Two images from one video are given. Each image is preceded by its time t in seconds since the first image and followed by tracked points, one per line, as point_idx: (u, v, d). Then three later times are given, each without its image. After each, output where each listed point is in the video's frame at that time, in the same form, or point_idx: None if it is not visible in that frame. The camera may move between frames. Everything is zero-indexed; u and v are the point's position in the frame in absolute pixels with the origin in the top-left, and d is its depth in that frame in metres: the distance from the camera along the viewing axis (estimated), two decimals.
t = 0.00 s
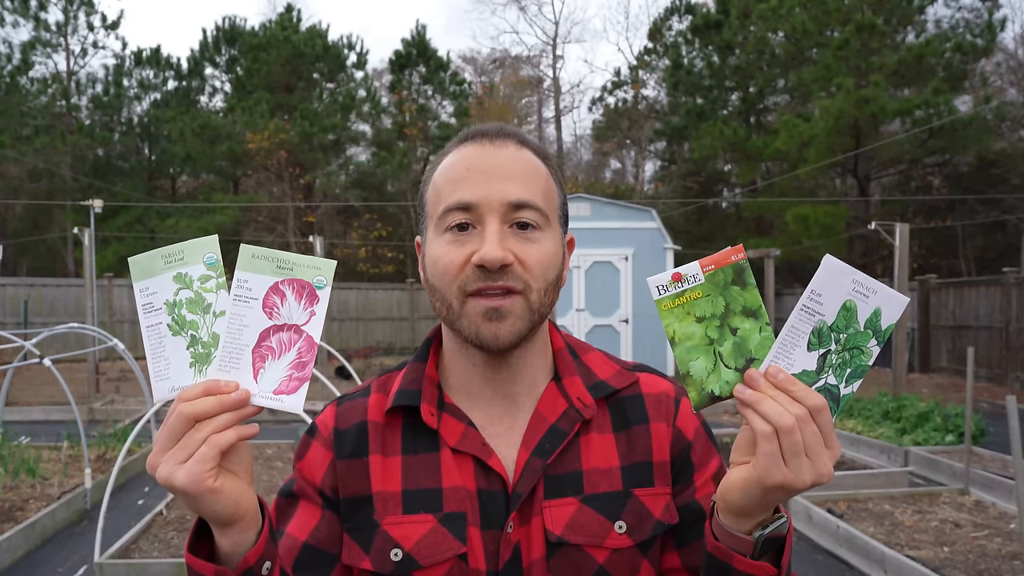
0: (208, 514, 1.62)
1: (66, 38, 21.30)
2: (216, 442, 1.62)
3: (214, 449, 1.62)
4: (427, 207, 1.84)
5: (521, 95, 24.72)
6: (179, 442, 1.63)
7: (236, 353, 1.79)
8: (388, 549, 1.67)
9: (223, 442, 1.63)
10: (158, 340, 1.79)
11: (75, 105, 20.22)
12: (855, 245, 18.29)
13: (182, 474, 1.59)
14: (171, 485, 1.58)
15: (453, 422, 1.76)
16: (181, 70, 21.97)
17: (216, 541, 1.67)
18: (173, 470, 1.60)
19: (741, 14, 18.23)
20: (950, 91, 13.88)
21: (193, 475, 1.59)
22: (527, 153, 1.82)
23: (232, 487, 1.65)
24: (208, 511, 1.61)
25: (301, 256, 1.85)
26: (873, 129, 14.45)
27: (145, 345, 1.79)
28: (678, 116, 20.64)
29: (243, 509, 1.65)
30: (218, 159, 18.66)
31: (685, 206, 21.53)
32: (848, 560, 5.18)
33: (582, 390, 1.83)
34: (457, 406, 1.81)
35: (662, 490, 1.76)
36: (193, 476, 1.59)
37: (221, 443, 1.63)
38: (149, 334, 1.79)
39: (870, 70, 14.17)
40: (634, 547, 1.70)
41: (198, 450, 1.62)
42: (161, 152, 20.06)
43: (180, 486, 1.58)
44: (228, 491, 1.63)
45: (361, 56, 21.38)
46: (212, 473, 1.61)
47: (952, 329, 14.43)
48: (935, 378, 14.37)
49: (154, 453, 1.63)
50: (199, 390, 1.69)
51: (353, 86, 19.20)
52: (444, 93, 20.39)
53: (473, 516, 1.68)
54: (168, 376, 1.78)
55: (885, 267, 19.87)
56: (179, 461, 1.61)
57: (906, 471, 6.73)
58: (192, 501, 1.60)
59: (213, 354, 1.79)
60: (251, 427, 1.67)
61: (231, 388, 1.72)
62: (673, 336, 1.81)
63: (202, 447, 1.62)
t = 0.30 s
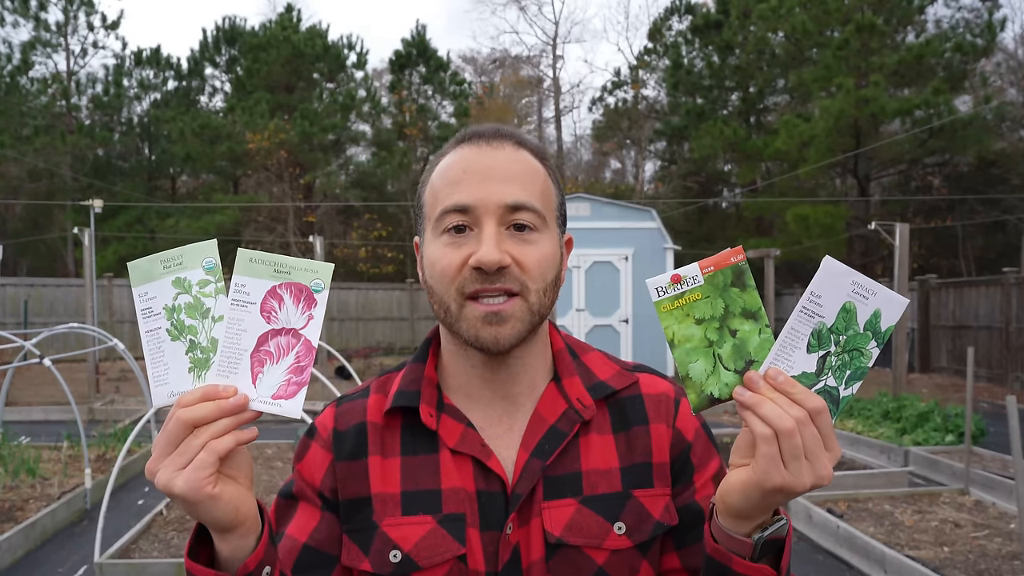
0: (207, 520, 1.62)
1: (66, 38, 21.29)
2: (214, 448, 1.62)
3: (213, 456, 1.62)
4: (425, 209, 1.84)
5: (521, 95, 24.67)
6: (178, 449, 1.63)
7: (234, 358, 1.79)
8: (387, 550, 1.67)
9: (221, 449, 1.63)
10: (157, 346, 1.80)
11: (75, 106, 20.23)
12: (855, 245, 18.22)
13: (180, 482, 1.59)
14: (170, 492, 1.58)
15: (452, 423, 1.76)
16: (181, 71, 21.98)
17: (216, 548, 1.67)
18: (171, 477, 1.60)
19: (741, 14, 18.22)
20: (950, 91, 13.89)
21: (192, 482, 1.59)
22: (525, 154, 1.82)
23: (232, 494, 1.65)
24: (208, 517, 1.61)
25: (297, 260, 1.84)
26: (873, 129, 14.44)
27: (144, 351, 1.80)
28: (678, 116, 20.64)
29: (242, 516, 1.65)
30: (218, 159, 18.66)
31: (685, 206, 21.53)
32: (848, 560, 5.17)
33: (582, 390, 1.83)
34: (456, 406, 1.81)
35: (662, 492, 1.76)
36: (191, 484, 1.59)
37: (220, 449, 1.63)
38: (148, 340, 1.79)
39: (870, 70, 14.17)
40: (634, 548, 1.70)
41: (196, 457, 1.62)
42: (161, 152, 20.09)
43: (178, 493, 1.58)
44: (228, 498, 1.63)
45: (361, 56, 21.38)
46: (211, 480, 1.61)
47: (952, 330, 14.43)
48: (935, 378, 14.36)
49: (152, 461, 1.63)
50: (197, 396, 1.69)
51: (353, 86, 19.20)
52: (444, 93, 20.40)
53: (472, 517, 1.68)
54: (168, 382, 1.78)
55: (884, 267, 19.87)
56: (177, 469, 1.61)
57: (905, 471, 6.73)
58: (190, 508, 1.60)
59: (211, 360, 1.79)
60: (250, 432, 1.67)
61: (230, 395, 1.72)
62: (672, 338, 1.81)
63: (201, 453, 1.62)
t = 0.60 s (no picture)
0: (207, 521, 1.62)
1: (66, 38, 21.29)
2: (215, 450, 1.62)
3: (213, 457, 1.61)
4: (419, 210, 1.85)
5: (521, 95, 24.61)
6: (178, 451, 1.63)
7: (234, 359, 1.78)
8: (387, 552, 1.67)
9: (222, 450, 1.63)
10: (158, 347, 1.79)
11: (75, 106, 20.24)
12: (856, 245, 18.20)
13: (181, 484, 1.58)
14: (170, 494, 1.58)
15: (452, 424, 1.76)
16: (181, 70, 21.97)
17: (217, 549, 1.67)
18: (171, 479, 1.59)
19: (741, 14, 18.22)
20: (950, 91, 13.90)
21: (191, 484, 1.59)
22: (518, 152, 1.81)
23: (233, 495, 1.65)
24: (208, 519, 1.61)
25: (297, 260, 1.83)
26: (873, 129, 14.44)
27: (145, 352, 1.79)
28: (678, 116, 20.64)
29: (243, 517, 1.65)
30: (218, 159, 18.67)
31: (685, 206, 21.53)
32: (848, 560, 5.17)
33: (582, 391, 1.83)
34: (457, 408, 1.81)
35: (662, 493, 1.76)
36: (192, 485, 1.58)
37: (220, 450, 1.62)
38: (150, 341, 1.79)
39: (870, 70, 14.17)
40: (634, 550, 1.70)
41: (197, 459, 1.61)
42: (161, 152, 20.10)
43: (179, 495, 1.58)
44: (228, 500, 1.63)
45: (361, 56, 21.37)
46: (211, 482, 1.61)
47: (952, 329, 14.43)
48: (936, 378, 14.35)
49: (154, 461, 1.63)
50: (197, 397, 1.68)
51: (353, 87, 19.20)
52: (444, 93, 20.42)
53: (472, 518, 1.68)
54: (169, 383, 1.78)
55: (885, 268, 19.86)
56: (178, 470, 1.61)
57: (906, 471, 6.72)
58: (192, 509, 1.60)
59: (212, 361, 1.78)
60: (250, 433, 1.66)
61: (231, 395, 1.71)
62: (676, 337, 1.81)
63: (201, 454, 1.61)
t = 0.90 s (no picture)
0: (208, 514, 1.61)
1: (66, 38, 21.26)
2: (218, 440, 1.60)
3: (216, 448, 1.60)
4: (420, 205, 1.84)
5: (521, 95, 24.54)
6: (180, 441, 1.61)
7: (240, 350, 1.76)
8: (387, 553, 1.66)
9: (225, 440, 1.61)
10: (164, 338, 1.77)
11: (75, 105, 20.24)
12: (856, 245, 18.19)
13: (183, 474, 1.57)
14: (172, 483, 1.57)
15: (454, 423, 1.75)
16: (181, 71, 21.94)
17: (216, 542, 1.65)
18: (174, 468, 1.58)
19: (741, 14, 18.19)
20: (950, 91, 13.90)
21: (194, 474, 1.58)
22: (520, 147, 1.81)
23: (234, 489, 1.64)
24: (209, 510, 1.60)
25: (305, 252, 1.84)
26: (873, 129, 14.43)
27: (151, 343, 1.77)
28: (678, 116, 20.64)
29: (243, 510, 1.64)
30: (218, 160, 18.65)
31: (685, 206, 21.52)
32: (848, 560, 5.15)
33: (584, 391, 1.82)
34: (459, 408, 1.80)
35: (666, 494, 1.75)
36: (194, 475, 1.58)
37: (224, 441, 1.61)
38: (156, 332, 1.77)
39: (870, 70, 14.15)
40: (637, 552, 1.69)
41: (200, 449, 1.60)
42: (161, 152, 20.09)
43: (182, 485, 1.57)
44: (229, 490, 1.62)
45: (361, 56, 21.36)
46: (213, 472, 1.60)
47: (952, 329, 14.42)
48: (935, 378, 14.33)
49: (156, 451, 1.62)
50: (202, 387, 1.66)
51: (353, 87, 19.20)
52: (444, 93, 20.43)
53: (474, 520, 1.67)
54: (173, 374, 1.75)
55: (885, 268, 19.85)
56: (179, 460, 1.59)
57: (906, 471, 6.70)
58: (193, 500, 1.59)
59: (217, 351, 1.76)
60: (253, 424, 1.65)
61: (235, 386, 1.70)
62: (671, 328, 1.81)
63: (204, 445, 1.60)
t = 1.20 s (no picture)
0: (206, 531, 1.61)
1: (66, 38, 21.25)
2: (213, 458, 1.60)
3: (212, 466, 1.60)
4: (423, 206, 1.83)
5: (521, 95, 24.48)
6: (175, 459, 1.61)
7: (234, 365, 1.76)
8: (387, 558, 1.65)
9: (220, 458, 1.61)
10: (157, 351, 1.76)
11: (75, 106, 20.26)
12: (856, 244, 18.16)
13: (179, 493, 1.57)
14: (168, 502, 1.56)
15: (453, 427, 1.75)
16: (181, 71, 21.93)
17: (215, 557, 1.66)
18: (169, 487, 1.58)
19: (741, 14, 18.17)
20: (950, 91, 13.91)
21: (190, 493, 1.57)
22: (525, 151, 1.80)
23: (231, 505, 1.64)
24: (206, 529, 1.60)
25: (298, 265, 1.81)
26: (873, 129, 14.42)
27: (144, 357, 1.76)
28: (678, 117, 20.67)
29: (241, 527, 1.64)
30: (218, 160, 18.64)
31: (685, 206, 21.52)
32: (848, 560, 5.14)
33: (584, 394, 1.81)
34: (458, 411, 1.79)
35: (666, 498, 1.74)
36: (190, 494, 1.57)
37: (219, 458, 1.61)
38: (149, 345, 1.76)
39: (870, 70, 14.14)
40: (636, 556, 1.68)
41: (196, 467, 1.60)
42: (161, 152, 20.10)
43: (178, 504, 1.57)
44: (227, 509, 1.62)
45: (361, 56, 21.35)
46: (210, 491, 1.60)
47: (952, 330, 14.42)
48: (935, 377, 14.32)
49: (151, 469, 1.61)
50: (196, 404, 1.66)
51: (353, 87, 19.19)
52: (444, 93, 20.43)
53: (473, 524, 1.66)
54: (167, 388, 1.75)
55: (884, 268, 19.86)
56: (176, 478, 1.59)
57: (906, 471, 6.69)
58: (189, 519, 1.59)
59: (211, 367, 1.76)
60: (249, 441, 1.65)
61: (229, 402, 1.69)
62: (679, 346, 1.79)
63: (200, 463, 1.60)
